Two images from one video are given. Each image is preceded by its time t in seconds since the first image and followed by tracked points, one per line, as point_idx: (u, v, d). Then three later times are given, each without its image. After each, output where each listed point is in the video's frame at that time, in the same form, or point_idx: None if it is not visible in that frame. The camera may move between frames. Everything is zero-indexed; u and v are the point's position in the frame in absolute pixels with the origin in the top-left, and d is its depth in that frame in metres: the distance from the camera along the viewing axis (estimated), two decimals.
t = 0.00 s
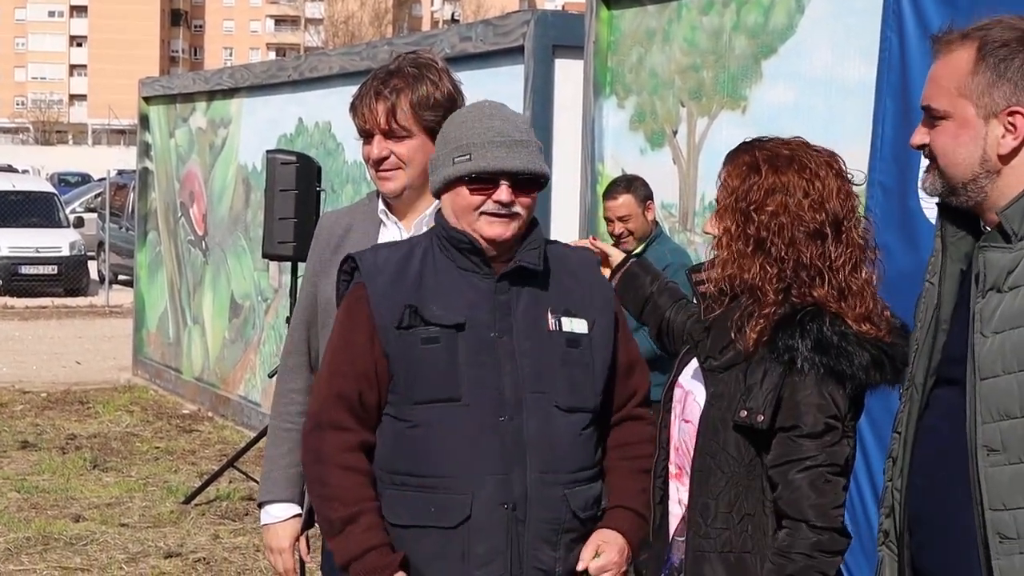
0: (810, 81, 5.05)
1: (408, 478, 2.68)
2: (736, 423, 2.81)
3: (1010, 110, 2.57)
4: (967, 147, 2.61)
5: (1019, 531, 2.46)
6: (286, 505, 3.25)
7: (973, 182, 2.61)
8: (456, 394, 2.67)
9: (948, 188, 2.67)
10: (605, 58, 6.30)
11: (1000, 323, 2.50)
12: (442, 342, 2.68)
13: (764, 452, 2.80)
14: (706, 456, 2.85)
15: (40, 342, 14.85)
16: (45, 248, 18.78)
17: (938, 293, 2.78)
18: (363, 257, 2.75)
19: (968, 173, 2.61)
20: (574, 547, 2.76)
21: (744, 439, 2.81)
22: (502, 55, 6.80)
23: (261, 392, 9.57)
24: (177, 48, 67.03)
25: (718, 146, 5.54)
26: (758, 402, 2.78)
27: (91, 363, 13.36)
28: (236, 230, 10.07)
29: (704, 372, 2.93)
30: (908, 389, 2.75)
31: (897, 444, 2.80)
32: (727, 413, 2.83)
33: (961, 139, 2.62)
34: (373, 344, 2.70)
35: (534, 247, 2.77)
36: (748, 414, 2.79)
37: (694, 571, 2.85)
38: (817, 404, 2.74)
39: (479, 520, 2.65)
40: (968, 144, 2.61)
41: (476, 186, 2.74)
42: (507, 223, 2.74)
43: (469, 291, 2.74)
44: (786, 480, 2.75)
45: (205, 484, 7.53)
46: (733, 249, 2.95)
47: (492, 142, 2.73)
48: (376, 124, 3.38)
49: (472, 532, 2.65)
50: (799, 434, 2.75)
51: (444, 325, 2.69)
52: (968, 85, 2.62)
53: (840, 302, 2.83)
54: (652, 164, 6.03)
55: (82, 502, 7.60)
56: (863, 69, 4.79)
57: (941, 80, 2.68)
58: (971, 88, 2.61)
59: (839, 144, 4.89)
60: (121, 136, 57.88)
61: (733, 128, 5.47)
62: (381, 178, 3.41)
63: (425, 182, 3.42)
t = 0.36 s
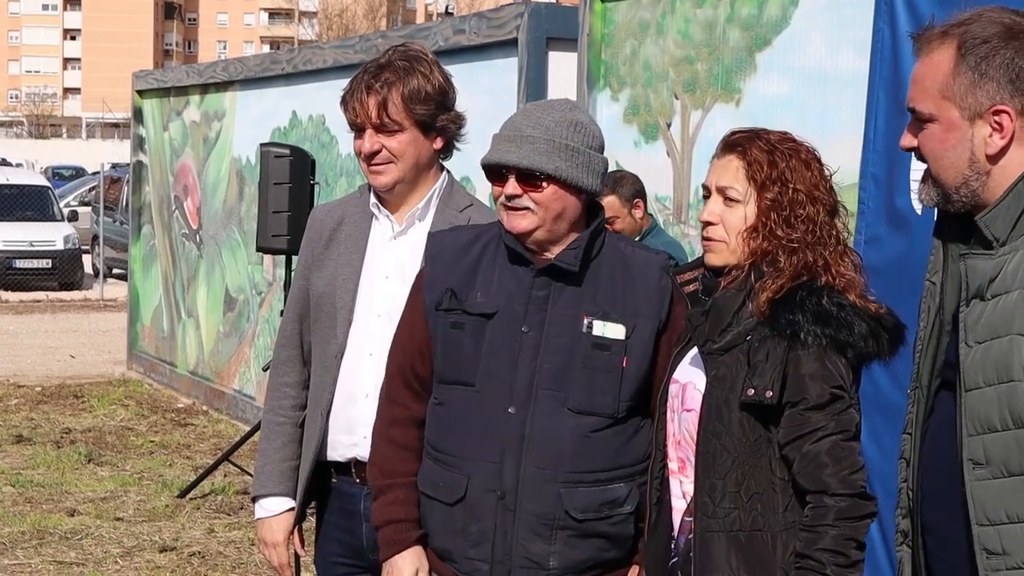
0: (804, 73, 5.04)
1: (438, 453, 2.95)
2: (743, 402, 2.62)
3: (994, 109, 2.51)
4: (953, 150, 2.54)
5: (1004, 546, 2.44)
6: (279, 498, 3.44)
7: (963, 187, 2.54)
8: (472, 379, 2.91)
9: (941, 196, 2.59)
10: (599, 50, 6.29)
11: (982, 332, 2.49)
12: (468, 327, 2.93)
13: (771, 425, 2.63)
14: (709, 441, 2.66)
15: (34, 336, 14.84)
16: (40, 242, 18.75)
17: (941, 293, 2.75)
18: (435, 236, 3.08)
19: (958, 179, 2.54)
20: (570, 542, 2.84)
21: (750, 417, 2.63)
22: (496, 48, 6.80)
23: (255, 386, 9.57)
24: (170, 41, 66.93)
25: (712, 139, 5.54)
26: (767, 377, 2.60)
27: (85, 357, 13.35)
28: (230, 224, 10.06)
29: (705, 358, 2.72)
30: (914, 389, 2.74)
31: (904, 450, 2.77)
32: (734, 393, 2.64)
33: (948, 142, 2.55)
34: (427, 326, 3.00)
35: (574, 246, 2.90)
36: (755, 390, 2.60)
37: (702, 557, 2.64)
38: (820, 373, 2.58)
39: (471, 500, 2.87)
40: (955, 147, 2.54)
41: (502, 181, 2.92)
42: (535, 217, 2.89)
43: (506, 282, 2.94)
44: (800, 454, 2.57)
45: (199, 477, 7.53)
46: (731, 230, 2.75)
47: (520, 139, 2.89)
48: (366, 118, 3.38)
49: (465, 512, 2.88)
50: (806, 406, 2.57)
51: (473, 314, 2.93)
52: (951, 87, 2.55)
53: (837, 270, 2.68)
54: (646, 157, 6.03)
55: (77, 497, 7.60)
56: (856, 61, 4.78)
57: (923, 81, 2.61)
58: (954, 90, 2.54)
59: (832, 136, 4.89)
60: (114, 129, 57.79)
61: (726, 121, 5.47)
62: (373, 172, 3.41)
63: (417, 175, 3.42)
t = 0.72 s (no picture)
0: (775, 71, 5.05)
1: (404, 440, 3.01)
2: (715, 392, 2.63)
3: (1017, 96, 2.54)
4: (975, 137, 2.53)
5: (984, 522, 2.46)
6: (251, 500, 3.44)
7: (978, 175, 2.53)
8: (430, 365, 2.98)
9: (949, 186, 2.56)
10: (571, 47, 6.29)
11: (966, 316, 2.52)
12: (432, 314, 3.01)
13: (743, 413, 2.63)
14: (681, 432, 2.65)
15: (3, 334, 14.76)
16: (10, 240, 18.65)
17: (910, 291, 2.76)
18: (426, 231, 3.17)
19: (976, 165, 2.53)
20: (519, 524, 2.83)
21: (722, 406, 2.63)
22: (468, 45, 6.80)
23: (227, 383, 9.55)
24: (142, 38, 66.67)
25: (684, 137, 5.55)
26: (738, 366, 2.62)
27: (55, 355, 13.28)
28: (202, 221, 10.04)
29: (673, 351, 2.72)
30: (884, 387, 2.74)
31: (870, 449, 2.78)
32: (705, 384, 2.65)
33: (974, 128, 2.53)
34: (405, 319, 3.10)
35: (535, 234, 2.93)
36: (727, 380, 2.62)
37: (678, 549, 2.62)
38: (787, 359, 2.59)
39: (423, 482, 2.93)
40: (980, 133, 2.53)
41: (481, 166, 3.00)
42: (511, 203, 2.95)
43: (476, 274, 3.00)
44: (769, 443, 2.58)
45: (170, 475, 7.51)
46: (697, 226, 2.77)
47: (505, 125, 2.97)
48: (333, 120, 3.37)
49: (419, 493, 2.94)
50: (776, 394, 2.58)
51: (444, 304, 3.00)
52: (976, 74, 2.54)
53: (797, 259, 2.73)
54: (618, 154, 6.04)
55: (47, 494, 7.57)
56: (827, 59, 4.80)
57: (939, 68, 2.56)
58: (982, 76, 2.53)
59: (803, 134, 4.90)
60: (85, 126, 57.54)
61: (699, 118, 5.48)
62: (340, 173, 3.40)
63: (385, 176, 3.42)
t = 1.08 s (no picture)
0: (750, 68, 5.06)
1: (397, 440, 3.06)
2: (682, 390, 2.64)
3: (1002, 94, 2.57)
4: (960, 131, 2.55)
5: (962, 506, 2.47)
6: (227, 502, 3.44)
7: (959, 168, 2.55)
8: (419, 364, 3.04)
9: (931, 177, 2.57)
10: (546, 44, 6.30)
11: (948, 304, 2.53)
12: (417, 313, 3.07)
13: (709, 411, 2.64)
14: (649, 431, 2.65)
15: None
16: None
17: (886, 285, 2.77)
18: (405, 232, 3.23)
19: (958, 158, 2.55)
20: (518, 519, 2.88)
21: (687, 405, 2.64)
22: (442, 42, 6.80)
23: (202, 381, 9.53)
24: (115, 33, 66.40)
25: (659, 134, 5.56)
26: (705, 364, 2.62)
27: (28, 353, 13.23)
28: (176, 218, 10.02)
29: (641, 348, 2.73)
30: (857, 379, 2.76)
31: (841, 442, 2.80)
32: (671, 381, 2.65)
33: (961, 123, 2.55)
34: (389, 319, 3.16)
35: (513, 226, 2.98)
36: (693, 378, 2.62)
37: (641, 547, 2.63)
38: (754, 359, 2.60)
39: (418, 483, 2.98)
40: (965, 128, 2.55)
41: (454, 161, 3.06)
42: (485, 196, 3.01)
43: (456, 270, 3.06)
44: (734, 442, 2.59)
45: (146, 473, 7.49)
46: (668, 222, 2.78)
47: (474, 119, 3.03)
48: (311, 112, 3.37)
49: (414, 494, 2.99)
50: (741, 394, 2.59)
51: (428, 302, 3.06)
52: (967, 69, 2.55)
53: (767, 256, 2.75)
54: (593, 151, 6.05)
55: (22, 493, 7.54)
56: (801, 56, 4.81)
57: (929, 62, 2.57)
58: (972, 73, 2.55)
59: (777, 132, 4.92)
60: (58, 122, 57.29)
61: (674, 115, 5.49)
62: (312, 166, 3.39)
63: (357, 173, 3.43)
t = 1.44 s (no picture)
0: (733, 63, 5.06)
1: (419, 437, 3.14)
2: (655, 386, 2.64)
3: (980, 92, 2.56)
4: (938, 127, 2.55)
5: (944, 500, 2.48)
6: (207, 496, 3.44)
7: (937, 165, 2.55)
8: (433, 361, 3.13)
9: (909, 173, 2.57)
10: (529, 39, 6.30)
11: (927, 299, 2.53)
12: (431, 311, 3.17)
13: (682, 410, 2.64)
14: (624, 426, 2.67)
15: None
16: None
17: (865, 279, 2.78)
18: (433, 228, 3.34)
19: (936, 154, 2.55)
20: (522, 517, 2.95)
21: (661, 401, 2.65)
22: (426, 36, 6.80)
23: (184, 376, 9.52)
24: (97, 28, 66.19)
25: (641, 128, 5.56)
26: (677, 362, 2.63)
27: (10, 348, 13.18)
28: (158, 212, 10.00)
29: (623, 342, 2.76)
30: (838, 372, 2.77)
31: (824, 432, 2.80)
32: (647, 377, 2.67)
33: (939, 119, 2.54)
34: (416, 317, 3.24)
35: (520, 224, 3.04)
36: (664, 374, 2.63)
37: (610, 538, 2.67)
38: (729, 358, 2.59)
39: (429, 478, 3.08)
40: (943, 124, 2.55)
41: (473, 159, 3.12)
42: (502, 196, 3.07)
43: (470, 268, 3.14)
44: (700, 439, 2.59)
45: (127, 468, 7.48)
46: (652, 218, 2.79)
47: (492, 117, 3.08)
48: (299, 103, 3.38)
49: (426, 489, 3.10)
50: (710, 391, 2.59)
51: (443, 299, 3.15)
52: (945, 66, 2.55)
53: (755, 250, 2.75)
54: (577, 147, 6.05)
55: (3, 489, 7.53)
56: (783, 51, 4.82)
57: (905, 59, 2.57)
58: (950, 69, 2.55)
59: (759, 127, 4.93)
60: (40, 116, 57.09)
61: (656, 110, 5.49)
62: (297, 157, 3.39)
63: (341, 167, 3.43)
